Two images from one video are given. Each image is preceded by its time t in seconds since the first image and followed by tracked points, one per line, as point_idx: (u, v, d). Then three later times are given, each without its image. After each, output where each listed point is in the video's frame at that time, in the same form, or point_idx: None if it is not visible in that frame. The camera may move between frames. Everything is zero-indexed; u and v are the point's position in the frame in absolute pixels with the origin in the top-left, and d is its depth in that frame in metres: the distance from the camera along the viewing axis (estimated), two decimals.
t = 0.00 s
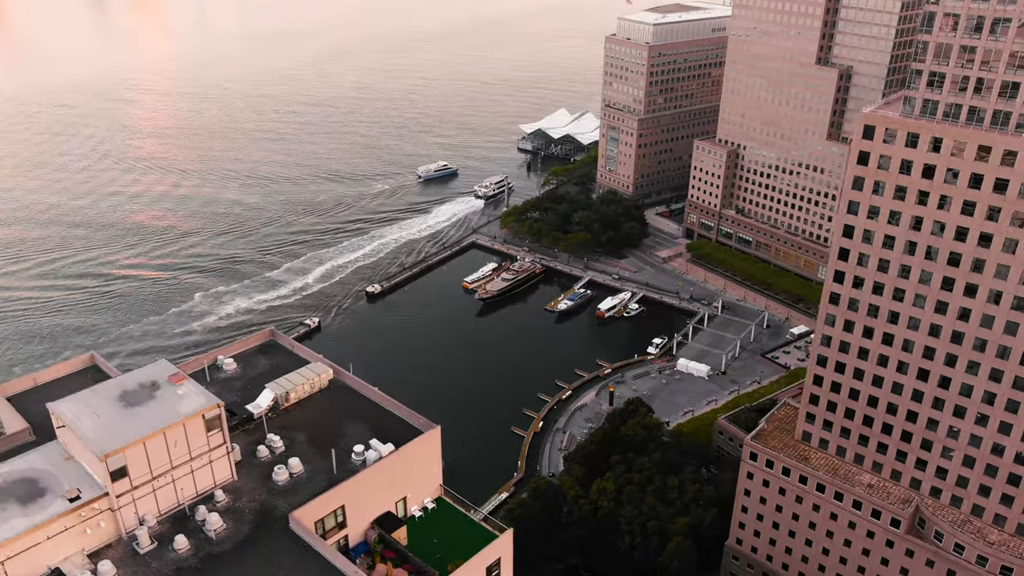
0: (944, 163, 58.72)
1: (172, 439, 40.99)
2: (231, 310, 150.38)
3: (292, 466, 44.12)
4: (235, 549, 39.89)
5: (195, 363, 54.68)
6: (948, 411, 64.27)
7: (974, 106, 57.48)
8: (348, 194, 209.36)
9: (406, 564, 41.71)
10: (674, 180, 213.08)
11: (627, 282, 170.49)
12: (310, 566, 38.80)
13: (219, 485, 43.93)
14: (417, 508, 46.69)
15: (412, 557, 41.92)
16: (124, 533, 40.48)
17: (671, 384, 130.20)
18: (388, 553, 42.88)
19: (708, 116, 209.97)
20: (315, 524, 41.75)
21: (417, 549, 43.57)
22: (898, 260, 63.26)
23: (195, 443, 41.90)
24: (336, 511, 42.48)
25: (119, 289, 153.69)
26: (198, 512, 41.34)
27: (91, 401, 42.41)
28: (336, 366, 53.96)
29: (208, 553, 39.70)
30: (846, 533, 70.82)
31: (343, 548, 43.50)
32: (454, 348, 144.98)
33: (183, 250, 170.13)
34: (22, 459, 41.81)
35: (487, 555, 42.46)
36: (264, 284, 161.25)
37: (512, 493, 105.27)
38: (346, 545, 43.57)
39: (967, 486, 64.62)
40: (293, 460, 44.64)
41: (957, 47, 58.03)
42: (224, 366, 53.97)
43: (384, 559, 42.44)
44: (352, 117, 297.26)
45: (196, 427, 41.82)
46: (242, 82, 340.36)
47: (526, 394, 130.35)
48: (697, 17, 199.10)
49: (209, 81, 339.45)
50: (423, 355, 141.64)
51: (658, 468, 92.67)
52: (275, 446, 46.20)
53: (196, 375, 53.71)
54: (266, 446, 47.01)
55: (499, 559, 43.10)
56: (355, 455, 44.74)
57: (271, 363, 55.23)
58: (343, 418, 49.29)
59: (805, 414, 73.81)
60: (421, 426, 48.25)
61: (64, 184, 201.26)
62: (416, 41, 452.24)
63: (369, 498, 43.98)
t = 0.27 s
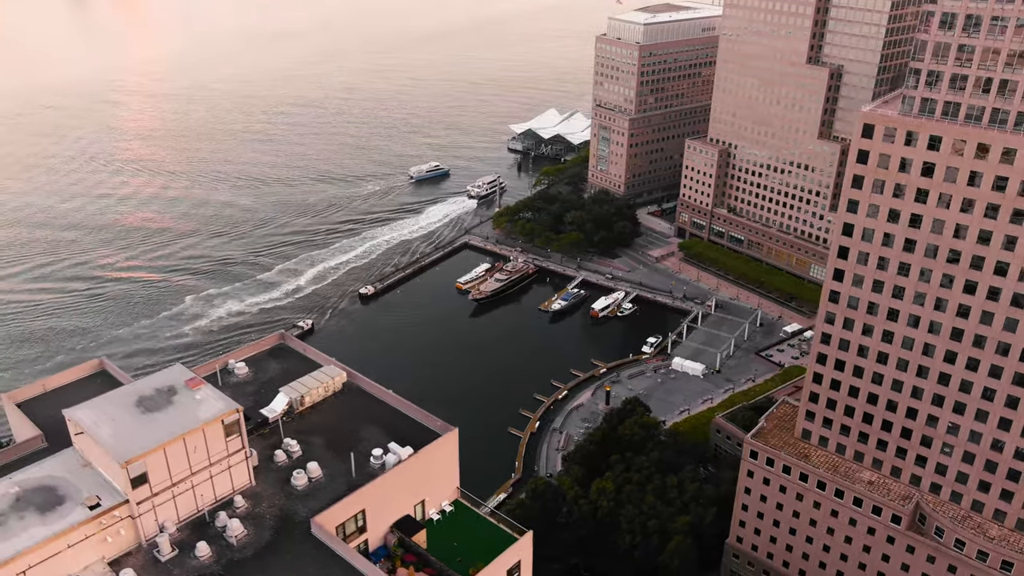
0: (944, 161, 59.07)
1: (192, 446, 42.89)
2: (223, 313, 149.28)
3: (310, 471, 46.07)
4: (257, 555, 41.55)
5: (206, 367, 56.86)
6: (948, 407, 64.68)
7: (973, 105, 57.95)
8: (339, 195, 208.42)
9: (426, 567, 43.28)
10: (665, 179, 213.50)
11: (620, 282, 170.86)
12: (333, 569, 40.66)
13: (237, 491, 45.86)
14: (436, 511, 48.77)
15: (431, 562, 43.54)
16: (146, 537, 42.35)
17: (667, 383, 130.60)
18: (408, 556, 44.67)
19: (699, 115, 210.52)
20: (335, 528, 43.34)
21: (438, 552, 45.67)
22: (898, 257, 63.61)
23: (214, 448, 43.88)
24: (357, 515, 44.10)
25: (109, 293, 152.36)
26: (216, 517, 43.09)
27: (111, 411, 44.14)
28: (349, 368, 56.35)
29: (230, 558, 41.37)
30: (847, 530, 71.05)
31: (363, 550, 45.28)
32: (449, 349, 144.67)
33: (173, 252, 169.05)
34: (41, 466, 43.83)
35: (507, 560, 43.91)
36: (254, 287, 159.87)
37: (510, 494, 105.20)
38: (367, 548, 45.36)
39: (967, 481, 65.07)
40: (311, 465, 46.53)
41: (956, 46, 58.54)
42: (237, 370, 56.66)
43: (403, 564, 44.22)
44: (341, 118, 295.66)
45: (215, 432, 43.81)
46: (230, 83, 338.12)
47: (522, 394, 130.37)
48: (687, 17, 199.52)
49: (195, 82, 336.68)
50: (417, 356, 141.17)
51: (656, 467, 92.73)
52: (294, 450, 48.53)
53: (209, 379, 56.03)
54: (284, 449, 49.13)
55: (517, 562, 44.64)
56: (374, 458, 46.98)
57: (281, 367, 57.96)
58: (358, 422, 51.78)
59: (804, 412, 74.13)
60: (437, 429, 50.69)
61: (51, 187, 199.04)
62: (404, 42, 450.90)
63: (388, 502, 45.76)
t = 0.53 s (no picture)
0: (943, 159, 59.46)
1: (213, 452, 44.25)
2: (214, 316, 148.09)
3: (329, 475, 47.54)
4: (281, 560, 42.86)
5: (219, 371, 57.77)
6: (948, 404, 65.11)
7: (971, 103, 58.43)
8: (330, 196, 207.51)
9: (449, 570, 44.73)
10: (656, 179, 213.95)
11: (613, 281, 171.11)
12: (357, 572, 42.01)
13: (256, 496, 47.24)
14: (455, 514, 50.48)
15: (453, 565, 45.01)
16: (169, 543, 43.62)
17: (662, 382, 130.94)
18: (429, 560, 46.05)
19: (690, 114, 211.04)
20: (358, 532, 44.72)
21: (457, 554, 47.15)
22: (897, 255, 63.97)
23: (234, 454, 45.30)
24: (378, 519, 45.53)
25: (99, 297, 150.95)
26: (239, 524, 44.55)
27: (131, 419, 45.13)
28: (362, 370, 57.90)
29: (255, 563, 42.66)
30: (848, 527, 71.44)
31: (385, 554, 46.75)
32: (444, 350, 144.35)
33: (162, 255, 167.91)
34: (58, 473, 44.62)
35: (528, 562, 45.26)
36: (244, 290, 158.32)
37: (508, 495, 105.05)
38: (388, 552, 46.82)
39: (967, 477, 65.59)
40: (330, 470, 48.04)
41: (955, 45, 59.06)
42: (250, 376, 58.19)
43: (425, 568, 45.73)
44: (329, 119, 294.38)
45: (236, 438, 45.20)
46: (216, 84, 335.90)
47: (518, 395, 130.26)
48: (676, 17, 200.05)
49: (182, 83, 334.28)
50: (412, 358, 140.73)
51: (655, 466, 92.74)
52: (312, 453, 50.01)
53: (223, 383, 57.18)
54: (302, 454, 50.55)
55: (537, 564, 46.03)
56: (391, 463, 48.45)
57: (294, 371, 59.71)
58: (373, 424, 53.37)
59: (804, 410, 74.43)
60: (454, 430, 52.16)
61: (38, 190, 197.08)
62: (391, 43, 449.61)
63: (408, 505, 47.21)
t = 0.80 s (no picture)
0: (942, 158, 59.94)
1: (233, 457, 44.10)
2: (206, 319, 146.88)
3: (349, 479, 47.55)
4: (303, 566, 42.60)
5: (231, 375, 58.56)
6: (947, 401, 65.54)
7: (970, 102, 58.84)
8: (321, 197, 206.62)
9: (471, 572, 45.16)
10: (647, 178, 214.32)
11: (607, 281, 171.23)
12: None
13: (277, 501, 47.14)
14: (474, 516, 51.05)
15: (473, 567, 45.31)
16: (192, 550, 43.39)
17: (657, 381, 131.06)
18: (451, 564, 46.15)
19: (680, 114, 211.55)
20: (380, 536, 44.80)
21: (476, 556, 47.94)
22: (897, 253, 64.39)
23: (254, 459, 45.20)
24: (398, 523, 45.68)
25: (89, 301, 149.57)
26: (261, 529, 44.20)
27: (150, 425, 45.13)
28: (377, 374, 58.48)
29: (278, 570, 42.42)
30: (848, 525, 71.80)
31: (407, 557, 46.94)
32: (439, 351, 143.97)
33: (152, 258, 166.71)
34: (76, 481, 44.39)
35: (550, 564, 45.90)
36: (236, 293, 157.02)
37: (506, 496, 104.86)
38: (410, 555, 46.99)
39: (967, 473, 65.97)
40: (350, 474, 48.06)
41: (953, 44, 59.43)
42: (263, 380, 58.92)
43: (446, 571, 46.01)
44: (318, 120, 293.22)
45: (256, 442, 45.10)
46: (202, 86, 333.56)
47: (514, 395, 130.07)
48: (666, 17, 200.56)
49: (168, 84, 332.15)
50: (406, 359, 140.29)
51: (653, 465, 92.77)
52: (330, 458, 50.19)
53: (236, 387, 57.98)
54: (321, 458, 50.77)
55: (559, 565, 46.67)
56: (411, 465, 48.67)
57: (306, 374, 60.37)
58: (390, 428, 53.82)
59: (803, 408, 74.81)
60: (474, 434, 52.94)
61: (25, 194, 195.29)
62: (378, 44, 448.26)
63: (428, 509, 47.47)
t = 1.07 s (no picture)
0: (941, 156, 60.37)
1: (256, 463, 46.10)
2: (197, 323, 145.75)
3: (369, 483, 49.53)
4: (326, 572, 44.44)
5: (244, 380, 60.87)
6: (947, 397, 65.97)
7: (968, 100, 59.26)
8: (312, 198, 205.65)
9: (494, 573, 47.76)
10: (638, 178, 214.64)
11: (600, 280, 171.35)
12: None
13: (297, 505, 49.08)
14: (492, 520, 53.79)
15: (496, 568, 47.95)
16: (214, 555, 45.29)
17: (653, 381, 131.33)
18: (472, 567, 48.74)
19: (671, 113, 211.87)
20: (403, 540, 46.83)
21: (496, 558, 50.81)
22: (896, 251, 64.77)
23: (275, 464, 47.13)
24: (421, 526, 47.75)
25: (78, 306, 148.23)
26: (283, 536, 46.00)
27: (172, 434, 47.05)
28: (390, 377, 60.78)
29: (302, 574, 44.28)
30: (848, 522, 72.15)
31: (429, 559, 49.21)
32: (433, 353, 143.62)
33: (142, 261, 165.64)
34: (96, 489, 46.21)
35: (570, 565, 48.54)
36: (227, 296, 155.97)
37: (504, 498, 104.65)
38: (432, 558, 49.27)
39: (966, 469, 66.45)
40: (369, 478, 50.05)
41: (951, 43, 59.77)
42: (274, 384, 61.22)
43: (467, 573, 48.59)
44: (306, 121, 291.92)
45: (277, 448, 47.02)
46: (189, 86, 331.27)
47: (510, 396, 129.96)
48: (656, 16, 200.75)
49: (154, 85, 329.61)
50: (401, 361, 139.89)
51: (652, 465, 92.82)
52: (349, 461, 52.24)
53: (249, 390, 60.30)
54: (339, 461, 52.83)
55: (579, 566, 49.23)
56: (431, 469, 50.81)
57: (320, 377, 62.71)
58: (406, 431, 56.18)
59: (802, 406, 75.15)
60: (491, 437, 55.31)
61: (11, 197, 193.36)
62: (366, 44, 446.79)
63: (449, 513, 49.73)
